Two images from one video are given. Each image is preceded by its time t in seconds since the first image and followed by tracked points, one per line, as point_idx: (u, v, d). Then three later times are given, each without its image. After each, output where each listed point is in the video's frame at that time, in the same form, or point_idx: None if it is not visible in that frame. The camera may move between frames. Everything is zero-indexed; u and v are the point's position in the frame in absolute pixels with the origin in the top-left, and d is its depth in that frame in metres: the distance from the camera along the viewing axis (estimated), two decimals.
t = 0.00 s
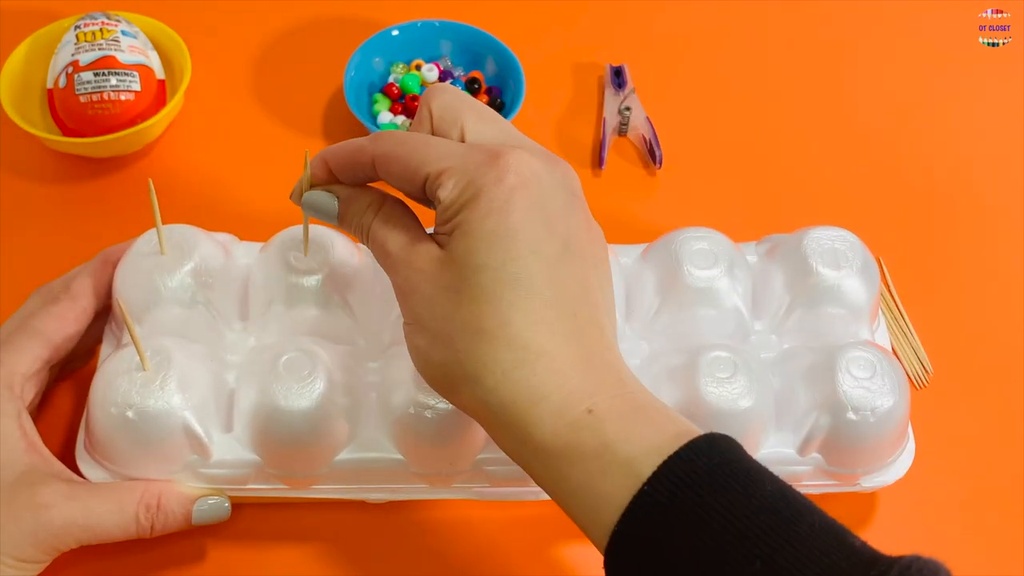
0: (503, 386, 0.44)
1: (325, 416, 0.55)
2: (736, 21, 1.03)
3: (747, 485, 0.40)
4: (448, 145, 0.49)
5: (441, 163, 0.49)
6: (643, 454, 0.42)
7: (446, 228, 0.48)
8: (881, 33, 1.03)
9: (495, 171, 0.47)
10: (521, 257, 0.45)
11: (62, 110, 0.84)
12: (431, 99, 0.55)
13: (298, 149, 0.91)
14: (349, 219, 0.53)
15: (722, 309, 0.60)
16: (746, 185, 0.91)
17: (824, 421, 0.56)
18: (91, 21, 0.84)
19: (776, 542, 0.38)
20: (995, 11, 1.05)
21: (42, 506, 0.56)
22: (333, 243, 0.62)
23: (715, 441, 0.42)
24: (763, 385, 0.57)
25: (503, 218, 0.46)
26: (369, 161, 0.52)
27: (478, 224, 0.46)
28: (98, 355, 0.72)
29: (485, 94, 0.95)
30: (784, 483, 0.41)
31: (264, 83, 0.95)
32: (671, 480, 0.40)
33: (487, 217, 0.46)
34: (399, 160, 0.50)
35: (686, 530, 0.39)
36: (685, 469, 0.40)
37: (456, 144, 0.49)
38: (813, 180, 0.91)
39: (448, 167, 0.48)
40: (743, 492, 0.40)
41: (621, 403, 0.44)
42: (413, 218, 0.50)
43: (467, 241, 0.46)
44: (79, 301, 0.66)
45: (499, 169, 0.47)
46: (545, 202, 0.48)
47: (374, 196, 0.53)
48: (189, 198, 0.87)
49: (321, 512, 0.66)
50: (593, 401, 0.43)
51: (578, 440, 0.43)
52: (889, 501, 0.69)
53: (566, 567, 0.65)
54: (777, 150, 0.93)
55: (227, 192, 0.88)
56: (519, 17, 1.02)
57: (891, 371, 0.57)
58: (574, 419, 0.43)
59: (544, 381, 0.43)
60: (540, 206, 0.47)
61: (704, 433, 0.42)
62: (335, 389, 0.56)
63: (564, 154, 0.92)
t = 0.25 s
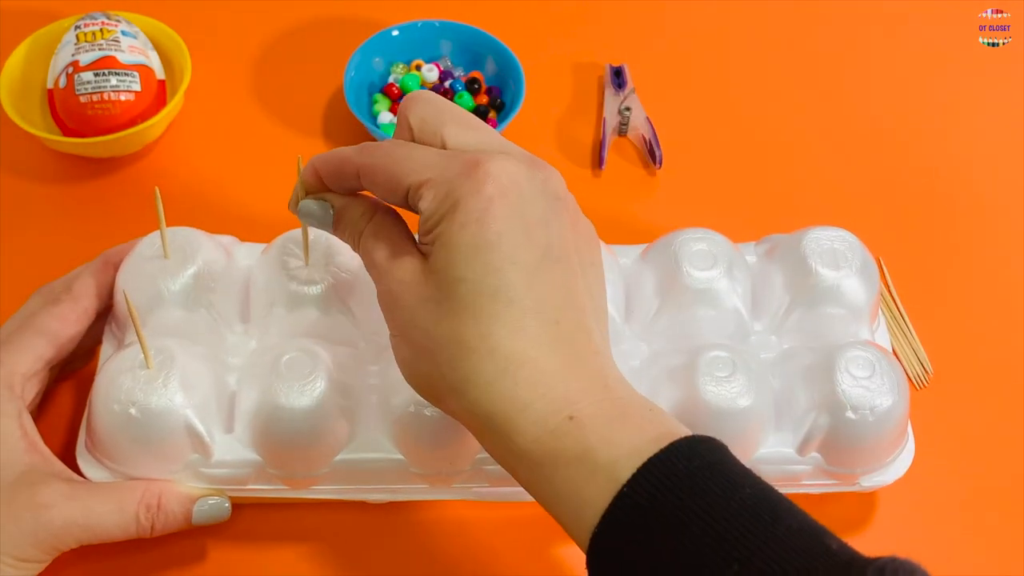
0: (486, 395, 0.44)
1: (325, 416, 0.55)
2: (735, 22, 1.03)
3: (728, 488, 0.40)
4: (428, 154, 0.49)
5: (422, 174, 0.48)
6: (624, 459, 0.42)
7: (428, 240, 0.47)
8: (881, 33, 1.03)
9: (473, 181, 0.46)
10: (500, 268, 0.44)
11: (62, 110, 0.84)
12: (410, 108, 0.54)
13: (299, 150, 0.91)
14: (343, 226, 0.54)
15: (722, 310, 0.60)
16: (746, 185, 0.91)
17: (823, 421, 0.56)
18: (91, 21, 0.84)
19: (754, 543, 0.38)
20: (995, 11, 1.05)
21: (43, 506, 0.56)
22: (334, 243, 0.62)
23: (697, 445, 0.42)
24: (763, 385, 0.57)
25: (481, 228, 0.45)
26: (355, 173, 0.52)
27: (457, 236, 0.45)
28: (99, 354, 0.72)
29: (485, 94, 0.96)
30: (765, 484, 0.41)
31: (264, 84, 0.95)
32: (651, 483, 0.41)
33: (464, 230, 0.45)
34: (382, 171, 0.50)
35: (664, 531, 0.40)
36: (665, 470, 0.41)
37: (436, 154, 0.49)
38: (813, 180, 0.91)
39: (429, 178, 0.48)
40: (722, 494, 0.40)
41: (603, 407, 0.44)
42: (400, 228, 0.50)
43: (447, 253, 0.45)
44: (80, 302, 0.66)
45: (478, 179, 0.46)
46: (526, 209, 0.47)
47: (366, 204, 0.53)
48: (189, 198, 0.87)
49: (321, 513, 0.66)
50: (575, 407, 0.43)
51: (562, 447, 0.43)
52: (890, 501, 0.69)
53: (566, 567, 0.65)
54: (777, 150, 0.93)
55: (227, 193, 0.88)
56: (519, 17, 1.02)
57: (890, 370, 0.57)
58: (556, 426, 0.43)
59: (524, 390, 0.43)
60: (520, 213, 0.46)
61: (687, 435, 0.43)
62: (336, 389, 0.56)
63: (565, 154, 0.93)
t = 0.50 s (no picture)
0: (481, 397, 0.44)
1: (324, 417, 0.55)
2: (736, 22, 1.03)
3: (723, 488, 0.40)
4: (424, 162, 0.49)
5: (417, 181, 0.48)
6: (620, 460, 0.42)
7: (423, 245, 0.47)
8: (881, 33, 1.03)
9: (467, 183, 0.47)
10: (492, 267, 0.45)
11: (62, 109, 0.84)
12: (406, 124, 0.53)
13: (298, 150, 0.91)
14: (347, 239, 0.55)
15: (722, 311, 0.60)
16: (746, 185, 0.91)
17: (822, 422, 0.56)
18: (91, 21, 0.84)
19: (749, 543, 0.38)
20: (995, 11, 1.05)
21: (43, 506, 0.56)
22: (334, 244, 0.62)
23: (692, 444, 0.42)
24: (762, 386, 0.57)
25: (473, 227, 0.45)
26: (352, 189, 0.52)
27: (451, 236, 0.45)
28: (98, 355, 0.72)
29: (485, 94, 0.96)
30: (760, 484, 0.41)
31: (264, 83, 0.95)
32: (646, 483, 0.41)
33: (458, 229, 0.45)
34: (378, 182, 0.50)
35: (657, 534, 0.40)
36: (659, 469, 0.41)
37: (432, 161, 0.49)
38: (813, 180, 0.91)
39: (425, 183, 0.48)
40: (717, 494, 0.40)
41: (599, 409, 0.43)
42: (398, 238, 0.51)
43: (443, 255, 0.45)
44: (81, 303, 0.66)
45: (471, 181, 0.47)
46: (520, 210, 0.47)
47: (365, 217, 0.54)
48: (189, 198, 0.87)
49: (321, 513, 0.66)
50: (569, 408, 0.43)
51: (555, 449, 0.43)
52: (889, 500, 0.69)
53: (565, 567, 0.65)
54: (778, 150, 0.94)
55: (227, 193, 0.88)
56: (519, 17, 1.02)
57: (890, 372, 0.57)
58: (550, 428, 0.43)
59: (519, 390, 0.43)
60: (515, 215, 0.46)
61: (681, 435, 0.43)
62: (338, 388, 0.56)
63: (565, 154, 0.93)
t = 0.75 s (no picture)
0: (507, 387, 0.44)
1: (326, 416, 0.55)
2: (736, 22, 1.03)
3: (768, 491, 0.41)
4: (460, 149, 0.49)
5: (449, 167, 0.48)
6: (652, 468, 0.41)
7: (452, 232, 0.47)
8: (881, 33, 1.03)
9: (499, 168, 0.46)
10: (524, 254, 0.44)
11: (62, 110, 0.83)
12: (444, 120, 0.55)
13: (298, 150, 0.91)
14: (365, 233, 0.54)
15: (726, 309, 0.60)
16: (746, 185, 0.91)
17: (828, 421, 0.56)
18: (91, 21, 0.84)
19: (791, 547, 0.39)
20: (995, 11, 1.05)
21: (44, 506, 0.56)
22: (334, 242, 0.62)
23: (738, 453, 0.41)
24: (767, 384, 0.57)
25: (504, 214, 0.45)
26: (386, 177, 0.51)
27: (482, 224, 0.45)
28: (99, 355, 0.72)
29: (485, 94, 0.96)
30: (800, 488, 0.41)
31: (264, 84, 0.95)
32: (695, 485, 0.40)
33: (485, 215, 0.45)
34: (407, 173, 0.50)
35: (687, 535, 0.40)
36: (704, 475, 0.40)
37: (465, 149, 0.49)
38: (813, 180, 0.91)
39: (456, 167, 0.47)
40: (764, 499, 0.40)
41: (633, 411, 0.43)
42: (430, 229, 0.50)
43: (478, 245, 0.45)
44: (81, 304, 0.66)
45: (504, 166, 0.46)
46: (552, 197, 0.47)
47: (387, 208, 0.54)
48: (189, 198, 0.87)
49: (321, 513, 0.66)
50: (598, 410, 0.43)
51: (587, 449, 0.42)
52: (891, 500, 0.69)
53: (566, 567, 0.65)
54: (778, 149, 0.93)
55: (227, 193, 0.88)
56: (520, 17, 1.02)
57: (895, 370, 0.57)
58: (580, 429, 0.42)
59: (549, 386, 0.43)
60: (549, 200, 0.46)
61: (724, 444, 0.42)
62: (337, 388, 0.56)
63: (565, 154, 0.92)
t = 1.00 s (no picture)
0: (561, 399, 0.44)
1: (323, 415, 0.55)
2: (736, 22, 1.03)
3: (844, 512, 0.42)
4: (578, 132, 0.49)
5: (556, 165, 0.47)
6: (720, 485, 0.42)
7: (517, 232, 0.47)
8: (881, 32, 1.03)
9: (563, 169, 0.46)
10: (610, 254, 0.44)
11: (62, 109, 0.84)
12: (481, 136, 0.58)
13: (298, 149, 0.91)
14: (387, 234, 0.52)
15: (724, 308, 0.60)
16: (747, 184, 0.91)
17: (826, 420, 0.56)
18: (91, 21, 0.84)
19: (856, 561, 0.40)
20: (995, 11, 1.05)
21: (41, 505, 0.56)
22: (331, 240, 0.62)
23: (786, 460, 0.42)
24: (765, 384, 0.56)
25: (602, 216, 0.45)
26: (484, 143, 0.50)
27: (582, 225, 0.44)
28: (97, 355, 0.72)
29: (485, 94, 0.96)
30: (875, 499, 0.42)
31: (264, 84, 0.95)
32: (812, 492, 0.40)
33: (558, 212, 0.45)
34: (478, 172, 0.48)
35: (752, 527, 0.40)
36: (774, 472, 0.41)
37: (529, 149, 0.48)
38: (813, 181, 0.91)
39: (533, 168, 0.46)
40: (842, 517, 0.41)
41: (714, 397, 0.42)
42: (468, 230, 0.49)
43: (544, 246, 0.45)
44: (79, 303, 0.66)
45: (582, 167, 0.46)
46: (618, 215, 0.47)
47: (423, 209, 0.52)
48: (189, 198, 0.87)
49: (320, 513, 0.66)
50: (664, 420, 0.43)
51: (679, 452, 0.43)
52: (891, 500, 0.69)
53: (565, 567, 0.65)
54: (778, 150, 0.93)
55: (227, 193, 0.88)
56: (519, 17, 1.02)
57: (893, 369, 0.57)
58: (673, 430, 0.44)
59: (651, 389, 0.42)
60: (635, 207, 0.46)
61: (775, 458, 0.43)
62: (334, 387, 0.56)
63: (565, 154, 0.92)
